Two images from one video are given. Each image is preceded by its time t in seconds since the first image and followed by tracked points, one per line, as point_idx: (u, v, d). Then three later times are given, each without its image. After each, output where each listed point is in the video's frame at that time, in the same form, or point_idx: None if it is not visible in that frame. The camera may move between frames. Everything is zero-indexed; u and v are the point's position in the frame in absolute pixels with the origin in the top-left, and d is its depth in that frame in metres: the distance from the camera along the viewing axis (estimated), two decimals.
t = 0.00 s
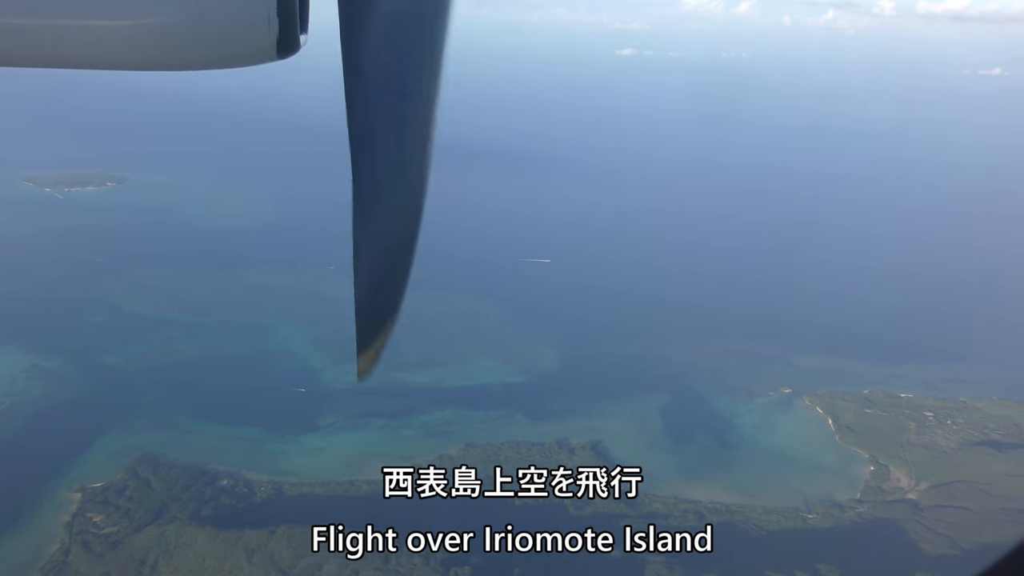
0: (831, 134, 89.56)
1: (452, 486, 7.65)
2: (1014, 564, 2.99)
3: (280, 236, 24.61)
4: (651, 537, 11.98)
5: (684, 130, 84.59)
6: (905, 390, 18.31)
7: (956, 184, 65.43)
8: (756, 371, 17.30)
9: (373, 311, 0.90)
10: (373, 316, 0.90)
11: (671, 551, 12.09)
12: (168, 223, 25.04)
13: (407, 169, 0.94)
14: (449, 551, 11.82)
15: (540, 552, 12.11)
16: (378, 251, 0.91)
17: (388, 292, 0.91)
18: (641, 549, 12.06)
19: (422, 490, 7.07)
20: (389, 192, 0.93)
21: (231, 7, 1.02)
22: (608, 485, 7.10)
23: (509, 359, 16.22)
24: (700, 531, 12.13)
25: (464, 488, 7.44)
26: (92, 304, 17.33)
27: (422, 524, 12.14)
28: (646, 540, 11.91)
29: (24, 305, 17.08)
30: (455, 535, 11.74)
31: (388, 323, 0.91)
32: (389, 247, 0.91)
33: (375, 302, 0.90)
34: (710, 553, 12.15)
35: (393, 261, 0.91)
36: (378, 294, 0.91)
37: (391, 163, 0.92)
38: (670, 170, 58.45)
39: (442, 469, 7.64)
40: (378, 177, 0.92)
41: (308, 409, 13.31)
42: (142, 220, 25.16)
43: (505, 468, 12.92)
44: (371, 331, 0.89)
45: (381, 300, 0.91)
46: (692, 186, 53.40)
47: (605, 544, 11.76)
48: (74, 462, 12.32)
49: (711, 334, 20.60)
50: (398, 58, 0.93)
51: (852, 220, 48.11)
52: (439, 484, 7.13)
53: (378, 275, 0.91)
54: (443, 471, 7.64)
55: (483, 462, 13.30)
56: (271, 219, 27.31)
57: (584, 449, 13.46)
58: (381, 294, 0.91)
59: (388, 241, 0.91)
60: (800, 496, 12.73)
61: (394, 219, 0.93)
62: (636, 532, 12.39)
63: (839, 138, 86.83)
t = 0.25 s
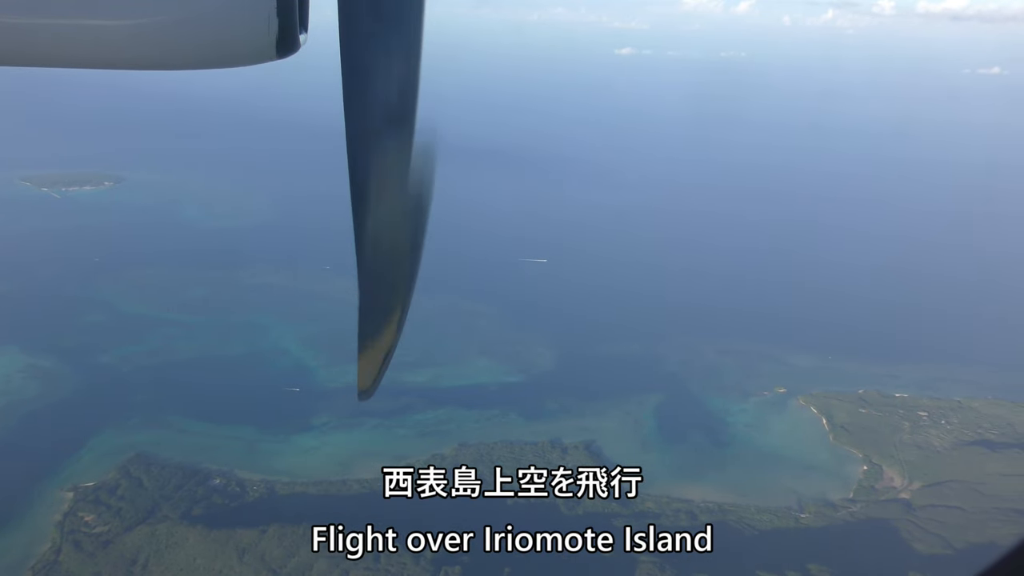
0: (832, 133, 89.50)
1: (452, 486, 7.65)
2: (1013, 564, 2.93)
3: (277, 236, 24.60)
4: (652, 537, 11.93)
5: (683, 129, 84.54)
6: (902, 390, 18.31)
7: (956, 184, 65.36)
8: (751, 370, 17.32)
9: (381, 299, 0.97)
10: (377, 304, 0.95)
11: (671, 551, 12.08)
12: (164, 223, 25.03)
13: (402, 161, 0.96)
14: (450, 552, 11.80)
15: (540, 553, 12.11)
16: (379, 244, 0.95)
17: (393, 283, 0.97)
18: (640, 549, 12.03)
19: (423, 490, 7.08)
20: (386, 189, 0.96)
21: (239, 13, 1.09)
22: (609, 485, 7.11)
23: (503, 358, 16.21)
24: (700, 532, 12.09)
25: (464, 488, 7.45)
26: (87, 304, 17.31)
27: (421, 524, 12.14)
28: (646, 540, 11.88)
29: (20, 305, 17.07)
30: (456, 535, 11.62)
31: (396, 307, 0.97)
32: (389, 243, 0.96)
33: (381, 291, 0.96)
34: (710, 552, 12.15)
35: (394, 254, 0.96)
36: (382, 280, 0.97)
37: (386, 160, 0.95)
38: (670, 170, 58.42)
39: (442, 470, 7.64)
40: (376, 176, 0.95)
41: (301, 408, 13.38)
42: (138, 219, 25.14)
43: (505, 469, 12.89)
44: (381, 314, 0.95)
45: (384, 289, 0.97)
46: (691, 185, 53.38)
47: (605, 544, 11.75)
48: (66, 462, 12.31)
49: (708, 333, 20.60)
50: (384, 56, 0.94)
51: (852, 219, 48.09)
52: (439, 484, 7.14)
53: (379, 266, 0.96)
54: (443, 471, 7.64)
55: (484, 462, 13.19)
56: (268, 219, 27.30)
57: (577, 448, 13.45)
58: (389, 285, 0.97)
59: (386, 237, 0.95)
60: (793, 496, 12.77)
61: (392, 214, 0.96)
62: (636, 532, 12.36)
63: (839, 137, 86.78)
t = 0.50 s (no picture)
0: (832, 133, 89.36)
1: (452, 486, 7.66)
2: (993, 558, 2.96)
3: (274, 236, 24.59)
4: (652, 537, 11.91)
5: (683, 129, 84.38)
6: (898, 390, 18.31)
7: (956, 184, 65.27)
8: (747, 371, 17.31)
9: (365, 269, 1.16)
10: (365, 270, 1.14)
11: (670, 551, 12.08)
12: (161, 222, 25.02)
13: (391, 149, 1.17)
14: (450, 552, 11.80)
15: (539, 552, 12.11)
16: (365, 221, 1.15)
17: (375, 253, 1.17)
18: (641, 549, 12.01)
19: (422, 490, 7.09)
20: (376, 172, 1.16)
21: (236, 18, 1.29)
22: (608, 486, 7.13)
23: (499, 357, 16.22)
24: (700, 532, 12.10)
25: (464, 488, 7.45)
26: (83, 303, 17.34)
27: (422, 524, 12.16)
28: (647, 540, 11.86)
29: (17, 305, 17.08)
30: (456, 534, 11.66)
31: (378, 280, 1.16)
32: (375, 209, 1.16)
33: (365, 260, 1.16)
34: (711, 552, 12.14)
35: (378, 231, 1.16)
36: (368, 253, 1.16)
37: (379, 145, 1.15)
38: (669, 169, 58.34)
39: (442, 469, 7.65)
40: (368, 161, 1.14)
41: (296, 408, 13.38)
42: (135, 219, 25.13)
43: (505, 469, 12.90)
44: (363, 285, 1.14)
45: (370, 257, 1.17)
46: (690, 185, 53.30)
47: (604, 544, 11.76)
48: (61, 462, 12.35)
49: (705, 333, 20.59)
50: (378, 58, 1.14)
51: (852, 219, 48.04)
52: (439, 484, 7.15)
53: (368, 243, 1.16)
54: (443, 471, 7.65)
55: (481, 462, 13.24)
56: (265, 218, 27.30)
57: (572, 447, 13.46)
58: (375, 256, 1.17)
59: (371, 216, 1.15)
60: (788, 495, 12.79)
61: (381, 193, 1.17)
62: (636, 532, 12.36)
63: (840, 137, 86.63)
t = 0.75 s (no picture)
0: (831, 133, 89.37)
1: (452, 486, 7.66)
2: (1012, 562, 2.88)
3: (271, 236, 24.60)
4: (652, 537, 11.91)
5: (681, 129, 84.40)
6: (894, 389, 18.33)
7: (955, 183, 65.27)
8: (740, 370, 17.31)
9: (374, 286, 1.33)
10: (372, 287, 1.33)
11: (670, 551, 12.08)
12: (158, 222, 25.03)
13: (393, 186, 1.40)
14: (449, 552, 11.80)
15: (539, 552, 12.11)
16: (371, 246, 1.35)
17: (381, 274, 1.36)
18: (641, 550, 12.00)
19: (423, 490, 7.09)
20: (377, 204, 1.38)
21: (238, 13, 1.24)
22: (608, 486, 7.13)
23: (494, 357, 16.24)
24: (700, 532, 12.10)
25: (464, 488, 7.46)
26: (79, 303, 17.35)
27: (422, 524, 12.17)
28: (646, 540, 11.86)
29: (12, 305, 17.09)
30: (455, 535, 11.59)
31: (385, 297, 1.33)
32: (378, 240, 1.36)
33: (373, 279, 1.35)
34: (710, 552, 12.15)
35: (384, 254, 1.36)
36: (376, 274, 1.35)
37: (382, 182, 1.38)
38: (668, 169, 58.33)
39: (442, 470, 7.65)
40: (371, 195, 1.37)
41: (287, 408, 13.49)
42: (132, 219, 25.13)
43: (505, 469, 12.92)
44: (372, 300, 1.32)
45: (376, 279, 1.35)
46: (689, 185, 53.28)
47: (604, 544, 11.77)
48: (54, 463, 12.36)
49: (701, 332, 20.60)
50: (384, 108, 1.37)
51: (852, 218, 48.04)
52: (439, 484, 7.14)
53: (373, 266, 1.35)
54: (444, 471, 7.65)
55: (479, 461, 13.24)
56: (262, 218, 27.32)
57: (563, 447, 13.53)
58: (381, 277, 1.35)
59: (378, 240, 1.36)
60: (781, 495, 12.80)
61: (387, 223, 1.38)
62: (636, 532, 12.36)
63: (839, 137, 86.69)
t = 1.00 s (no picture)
0: (829, 132, 89.54)
1: (452, 486, 7.66)
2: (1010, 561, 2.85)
3: (269, 236, 24.61)
4: (652, 537, 11.88)
5: (680, 128, 84.36)
6: (890, 389, 18.34)
7: (955, 182, 65.32)
8: (735, 370, 17.29)
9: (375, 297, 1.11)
10: (369, 300, 1.10)
11: (670, 551, 12.07)
12: (155, 222, 25.03)
13: (400, 174, 1.15)
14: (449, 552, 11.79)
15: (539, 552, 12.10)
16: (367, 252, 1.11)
17: (384, 285, 1.12)
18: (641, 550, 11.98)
19: (423, 490, 7.08)
20: (379, 200, 1.13)
21: (235, 12, 1.21)
22: (608, 485, 7.13)
23: (491, 357, 16.24)
24: (700, 532, 12.09)
25: (464, 488, 7.46)
26: (75, 303, 17.36)
27: (422, 524, 12.16)
28: (647, 540, 11.84)
29: (8, 304, 17.08)
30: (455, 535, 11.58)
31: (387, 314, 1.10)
32: (383, 241, 1.12)
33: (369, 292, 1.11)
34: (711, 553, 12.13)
35: (387, 258, 1.12)
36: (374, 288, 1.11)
37: (383, 148, 1.14)
38: (666, 169, 58.37)
39: (442, 470, 7.64)
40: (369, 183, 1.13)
41: (283, 407, 13.46)
42: (129, 219, 25.13)
43: (505, 469, 12.93)
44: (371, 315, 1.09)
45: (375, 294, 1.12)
46: (687, 185, 53.32)
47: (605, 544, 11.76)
48: (48, 462, 12.39)
49: (698, 331, 20.61)
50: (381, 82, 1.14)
51: (852, 218, 48.06)
52: (439, 484, 7.13)
53: (376, 274, 1.13)
54: (444, 471, 7.64)
55: (479, 462, 13.24)
56: (259, 218, 27.32)
57: (559, 447, 13.51)
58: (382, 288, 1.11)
59: (381, 243, 1.12)
60: (775, 495, 12.79)
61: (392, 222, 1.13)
62: (636, 532, 12.35)
63: (839, 137, 86.74)
